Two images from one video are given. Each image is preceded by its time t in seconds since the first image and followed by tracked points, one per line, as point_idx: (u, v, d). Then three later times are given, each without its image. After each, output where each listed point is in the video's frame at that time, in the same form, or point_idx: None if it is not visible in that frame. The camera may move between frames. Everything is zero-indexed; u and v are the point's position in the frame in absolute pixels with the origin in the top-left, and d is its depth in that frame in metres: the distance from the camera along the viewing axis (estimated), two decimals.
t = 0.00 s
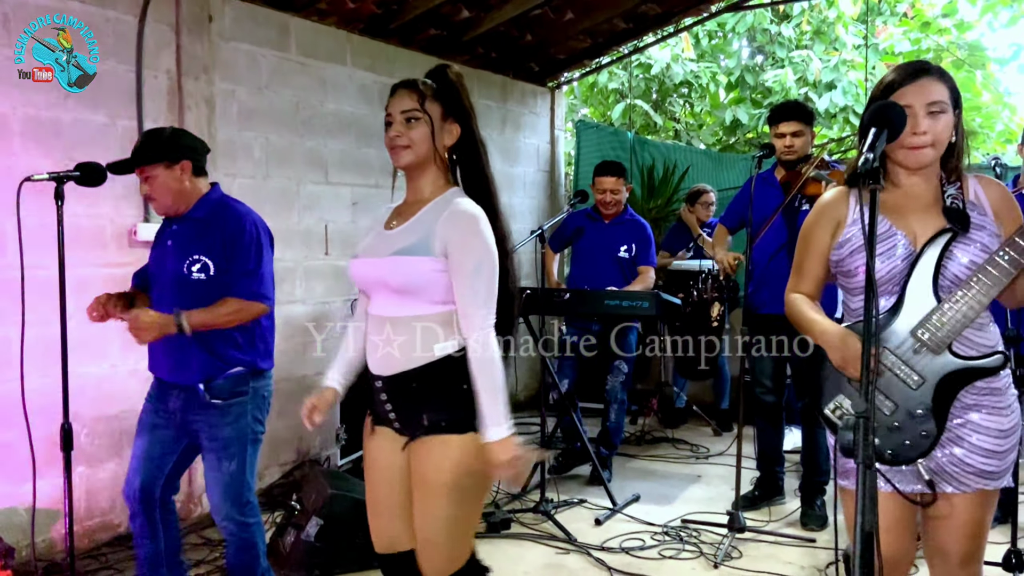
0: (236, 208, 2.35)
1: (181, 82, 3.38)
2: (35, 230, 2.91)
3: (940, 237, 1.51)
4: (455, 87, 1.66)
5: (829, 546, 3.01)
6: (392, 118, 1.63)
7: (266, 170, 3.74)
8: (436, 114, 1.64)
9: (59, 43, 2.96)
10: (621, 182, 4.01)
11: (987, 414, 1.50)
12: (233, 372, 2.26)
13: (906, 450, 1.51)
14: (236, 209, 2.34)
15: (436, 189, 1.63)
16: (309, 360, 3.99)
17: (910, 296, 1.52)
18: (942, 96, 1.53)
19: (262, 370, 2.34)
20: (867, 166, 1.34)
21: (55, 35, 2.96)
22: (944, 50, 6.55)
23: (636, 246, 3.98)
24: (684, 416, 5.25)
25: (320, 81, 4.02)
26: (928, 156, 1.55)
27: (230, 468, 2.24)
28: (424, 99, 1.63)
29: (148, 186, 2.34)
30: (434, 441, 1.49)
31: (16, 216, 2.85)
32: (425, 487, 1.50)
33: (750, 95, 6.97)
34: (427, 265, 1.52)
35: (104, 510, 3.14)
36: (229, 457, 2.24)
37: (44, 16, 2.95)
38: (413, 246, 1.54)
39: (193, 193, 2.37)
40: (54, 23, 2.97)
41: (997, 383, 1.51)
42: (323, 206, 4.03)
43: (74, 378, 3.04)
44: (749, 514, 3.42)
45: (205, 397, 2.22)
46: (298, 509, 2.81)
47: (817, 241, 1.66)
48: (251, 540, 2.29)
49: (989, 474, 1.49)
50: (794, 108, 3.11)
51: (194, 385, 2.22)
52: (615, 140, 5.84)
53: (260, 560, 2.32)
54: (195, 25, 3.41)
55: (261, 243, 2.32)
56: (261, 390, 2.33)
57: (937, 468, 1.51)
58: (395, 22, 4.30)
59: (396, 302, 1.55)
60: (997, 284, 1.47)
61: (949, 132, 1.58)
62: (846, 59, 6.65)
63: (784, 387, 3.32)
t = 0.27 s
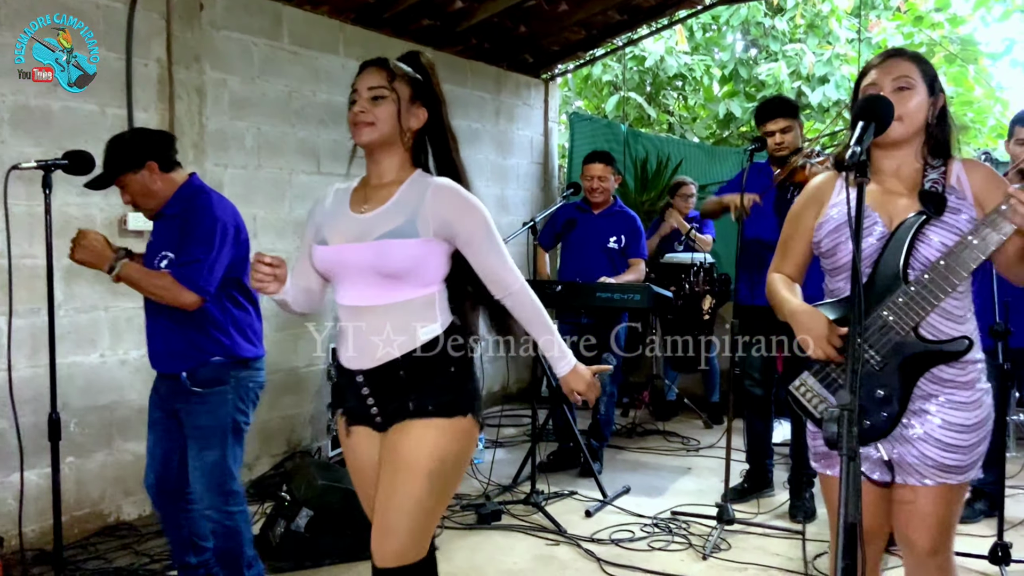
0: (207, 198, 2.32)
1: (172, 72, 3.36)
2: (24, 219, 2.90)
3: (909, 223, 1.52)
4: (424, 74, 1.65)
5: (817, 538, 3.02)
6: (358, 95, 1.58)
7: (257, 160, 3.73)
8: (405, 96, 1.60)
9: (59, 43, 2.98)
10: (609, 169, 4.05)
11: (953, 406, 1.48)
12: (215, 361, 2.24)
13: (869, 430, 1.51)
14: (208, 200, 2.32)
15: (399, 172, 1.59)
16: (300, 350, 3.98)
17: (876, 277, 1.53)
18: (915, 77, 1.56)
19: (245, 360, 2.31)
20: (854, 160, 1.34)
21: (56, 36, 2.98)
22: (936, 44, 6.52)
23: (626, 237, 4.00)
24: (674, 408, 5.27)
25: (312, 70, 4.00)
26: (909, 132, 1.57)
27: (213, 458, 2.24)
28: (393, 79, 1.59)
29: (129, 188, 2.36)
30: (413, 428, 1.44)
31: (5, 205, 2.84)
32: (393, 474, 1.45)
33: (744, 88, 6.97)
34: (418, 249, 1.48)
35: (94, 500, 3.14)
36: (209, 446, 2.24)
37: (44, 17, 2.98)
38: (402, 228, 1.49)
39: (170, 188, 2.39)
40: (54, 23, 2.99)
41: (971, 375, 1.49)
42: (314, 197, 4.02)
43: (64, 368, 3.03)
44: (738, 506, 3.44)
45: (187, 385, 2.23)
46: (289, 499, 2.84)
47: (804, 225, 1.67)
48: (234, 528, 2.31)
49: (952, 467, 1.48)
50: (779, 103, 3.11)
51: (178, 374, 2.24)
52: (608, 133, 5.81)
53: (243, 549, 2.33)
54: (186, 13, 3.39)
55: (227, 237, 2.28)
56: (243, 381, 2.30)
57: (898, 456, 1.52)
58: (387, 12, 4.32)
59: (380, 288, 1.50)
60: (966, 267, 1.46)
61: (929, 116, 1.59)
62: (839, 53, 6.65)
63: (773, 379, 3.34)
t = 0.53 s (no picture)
0: (179, 192, 2.33)
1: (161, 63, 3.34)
2: (12, 211, 2.88)
3: (900, 229, 1.52)
4: (401, 67, 1.57)
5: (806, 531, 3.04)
6: (335, 106, 1.53)
7: (248, 153, 3.71)
8: (382, 101, 1.54)
9: (61, 43, 2.99)
10: (599, 162, 4.05)
11: (939, 409, 1.50)
12: (183, 356, 2.27)
13: (863, 439, 1.51)
14: (178, 194, 2.32)
15: (390, 181, 1.56)
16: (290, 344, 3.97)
17: (868, 285, 1.53)
18: (903, 77, 1.56)
19: (214, 359, 2.32)
20: (845, 154, 1.35)
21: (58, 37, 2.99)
22: (928, 40, 6.51)
23: (616, 231, 3.99)
24: (665, 403, 5.28)
25: (303, 63, 3.98)
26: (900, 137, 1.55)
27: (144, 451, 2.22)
28: (369, 87, 1.53)
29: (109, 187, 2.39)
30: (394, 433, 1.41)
31: None
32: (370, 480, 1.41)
33: (736, 83, 6.96)
34: (397, 253, 1.45)
35: (82, 494, 3.12)
36: (150, 438, 2.23)
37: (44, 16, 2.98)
38: (384, 229, 1.46)
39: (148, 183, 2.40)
40: (54, 23, 3.00)
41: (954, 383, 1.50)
42: (305, 191, 4.00)
43: (53, 361, 3.02)
44: (728, 500, 3.45)
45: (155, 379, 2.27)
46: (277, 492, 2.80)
47: (785, 229, 1.67)
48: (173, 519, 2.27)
49: (940, 470, 1.47)
50: (771, 98, 3.12)
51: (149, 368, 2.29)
52: (600, 127, 5.82)
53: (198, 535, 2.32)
54: (176, 5, 3.37)
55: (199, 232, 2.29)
56: (208, 381, 2.31)
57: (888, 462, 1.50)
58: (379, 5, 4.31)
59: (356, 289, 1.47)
60: (958, 273, 1.47)
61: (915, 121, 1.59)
62: (831, 48, 6.65)
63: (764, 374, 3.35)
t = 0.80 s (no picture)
0: (163, 181, 2.32)
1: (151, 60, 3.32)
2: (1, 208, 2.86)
3: (909, 212, 1.51)
4: (384, 44, 1.47)
5: (797, 528, 3.04)
6: (310, 76, 1.44)
7: (239, 150, 3.69)
8: (358, 74, 1.45)
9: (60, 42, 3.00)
10: (591, 158, 4.05)
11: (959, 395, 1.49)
12: (168, 350, 2.26)
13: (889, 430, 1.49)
14: (162, 184, 2.32)
15: (360, 158, 1.46)
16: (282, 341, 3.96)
17: (885, 272, 1.52)
18: (906, 63, 1.58)
19: (201, 352, 2.31)
20: (834, 151, 1.35)
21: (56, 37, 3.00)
22: (919, 39, 6.56)
23: (607, 228, 4.00)
24: (657, 400, 5.29)
25: (294, 59, 3.96)
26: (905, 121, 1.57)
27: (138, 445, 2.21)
28: (345, 57, 1.44)
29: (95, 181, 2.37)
30: (377, 434, 1.33)
31: None
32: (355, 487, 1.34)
33: (728, 82, 6.97)
34: (366, 242, 1.35)
35: (72, 491, 3.11)
36: (138, 432, 2.22)
37: (44, 17, 2.99)
38: (350, 216, 1.36)
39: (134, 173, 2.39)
40: (54, 23, 3.02)
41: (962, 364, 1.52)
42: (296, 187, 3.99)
43: (43, 358, 3.00)
44: (719, 497, 3.46)
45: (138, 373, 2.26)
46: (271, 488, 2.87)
47: (785, 222, 1.66)
48: (147, 523, 2.24)
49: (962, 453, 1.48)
50: (762, 96, 3.13)
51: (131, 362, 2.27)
52: (592, 125, 5.83)
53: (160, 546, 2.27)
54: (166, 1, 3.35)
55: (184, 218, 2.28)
56: (195, 375, 2.29)
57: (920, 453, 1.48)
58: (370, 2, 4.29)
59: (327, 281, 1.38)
60: (968, 256, 1.48)
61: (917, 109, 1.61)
62: (823, 47, 6.66)
63: (756, 372, 3.35)
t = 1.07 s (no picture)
0: (164, 182, 2.33)
1: (143, 57, 3.30)
2: None
3: (905, 228, 1.52)
4: (357, 53, 1.46)
5: (788, 528, 3.05)
6: (283, 83, 1.45)
7: (230, 148, 3.68)
8: (329, 80, 1.44)
9: (59, 43, 3.01)
10: (583, 157, 4.06)
11: (957, 404, 1.48)
12: (160, 350, 2.25)
13: (872, 438, 1.50)
14: (164, 185, 2.32)
15: (333, 165, 1.45)
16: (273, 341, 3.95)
17: (875, 284, 1.53)
18: (906, 75, 1.57)
19: (195, 353, 2.32)
20: (825, 153, 1.36)
21: (56, 35, 3.01)
22: (911, 40, 6.55)
23: (599, 228, 4.00)
24: (650, 400, 5.30)
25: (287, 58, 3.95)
26: (898, 135, 1.58)
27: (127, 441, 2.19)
28: (315, 63, 1.43)
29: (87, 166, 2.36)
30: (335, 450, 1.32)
31: None
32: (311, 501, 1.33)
33: (721, 82, 6.98)
34: (339, 254, 1.33)
35: (62, 491, 3.10)
36: (126, 430, 2.20)
37: (43, 17, 3.01)
38: (325, 227, 1.35)
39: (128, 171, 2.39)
40: (54, 23, 3.03)
41: (971, 376, 1.50)
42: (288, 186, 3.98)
43: (33, 357, 2.99)
44: (711, 497, 3.47)
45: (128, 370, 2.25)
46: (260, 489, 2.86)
47: (792, 229, 1.67)
48: (132, 523, 2.19)
49: (957, 465, 1.48)
50: (758, 95, 3.12)
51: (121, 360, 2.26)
52: (586, 124, 5.83)
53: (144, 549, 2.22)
54: None
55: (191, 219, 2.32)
56: (188, 374, 2.30)
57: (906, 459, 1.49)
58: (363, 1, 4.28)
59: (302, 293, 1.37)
60: (964, 270, 1.46)
61: (921, 120, 1.61)
62: (815, 48, 6.67)
63: (747, 372, 3.35)
